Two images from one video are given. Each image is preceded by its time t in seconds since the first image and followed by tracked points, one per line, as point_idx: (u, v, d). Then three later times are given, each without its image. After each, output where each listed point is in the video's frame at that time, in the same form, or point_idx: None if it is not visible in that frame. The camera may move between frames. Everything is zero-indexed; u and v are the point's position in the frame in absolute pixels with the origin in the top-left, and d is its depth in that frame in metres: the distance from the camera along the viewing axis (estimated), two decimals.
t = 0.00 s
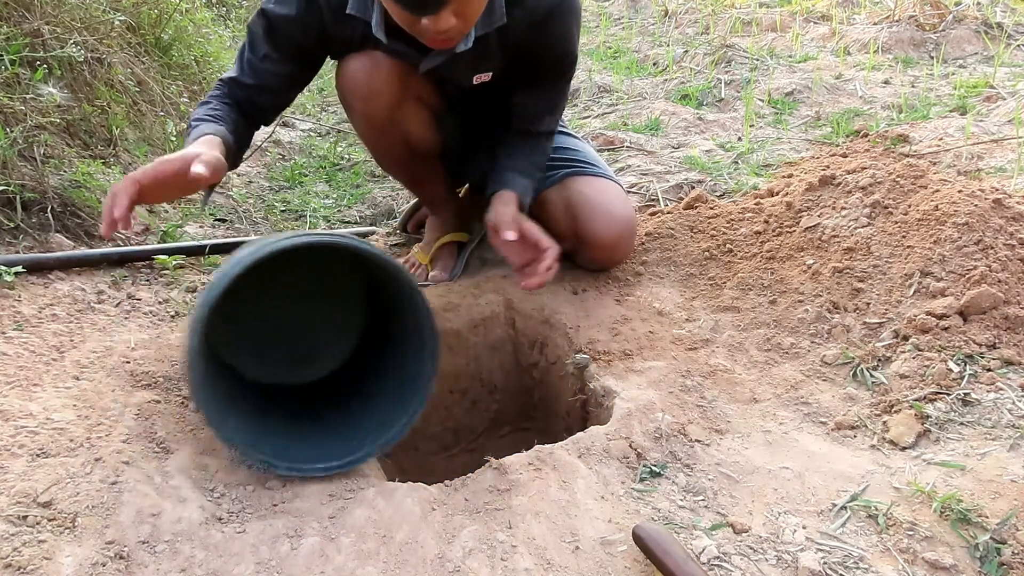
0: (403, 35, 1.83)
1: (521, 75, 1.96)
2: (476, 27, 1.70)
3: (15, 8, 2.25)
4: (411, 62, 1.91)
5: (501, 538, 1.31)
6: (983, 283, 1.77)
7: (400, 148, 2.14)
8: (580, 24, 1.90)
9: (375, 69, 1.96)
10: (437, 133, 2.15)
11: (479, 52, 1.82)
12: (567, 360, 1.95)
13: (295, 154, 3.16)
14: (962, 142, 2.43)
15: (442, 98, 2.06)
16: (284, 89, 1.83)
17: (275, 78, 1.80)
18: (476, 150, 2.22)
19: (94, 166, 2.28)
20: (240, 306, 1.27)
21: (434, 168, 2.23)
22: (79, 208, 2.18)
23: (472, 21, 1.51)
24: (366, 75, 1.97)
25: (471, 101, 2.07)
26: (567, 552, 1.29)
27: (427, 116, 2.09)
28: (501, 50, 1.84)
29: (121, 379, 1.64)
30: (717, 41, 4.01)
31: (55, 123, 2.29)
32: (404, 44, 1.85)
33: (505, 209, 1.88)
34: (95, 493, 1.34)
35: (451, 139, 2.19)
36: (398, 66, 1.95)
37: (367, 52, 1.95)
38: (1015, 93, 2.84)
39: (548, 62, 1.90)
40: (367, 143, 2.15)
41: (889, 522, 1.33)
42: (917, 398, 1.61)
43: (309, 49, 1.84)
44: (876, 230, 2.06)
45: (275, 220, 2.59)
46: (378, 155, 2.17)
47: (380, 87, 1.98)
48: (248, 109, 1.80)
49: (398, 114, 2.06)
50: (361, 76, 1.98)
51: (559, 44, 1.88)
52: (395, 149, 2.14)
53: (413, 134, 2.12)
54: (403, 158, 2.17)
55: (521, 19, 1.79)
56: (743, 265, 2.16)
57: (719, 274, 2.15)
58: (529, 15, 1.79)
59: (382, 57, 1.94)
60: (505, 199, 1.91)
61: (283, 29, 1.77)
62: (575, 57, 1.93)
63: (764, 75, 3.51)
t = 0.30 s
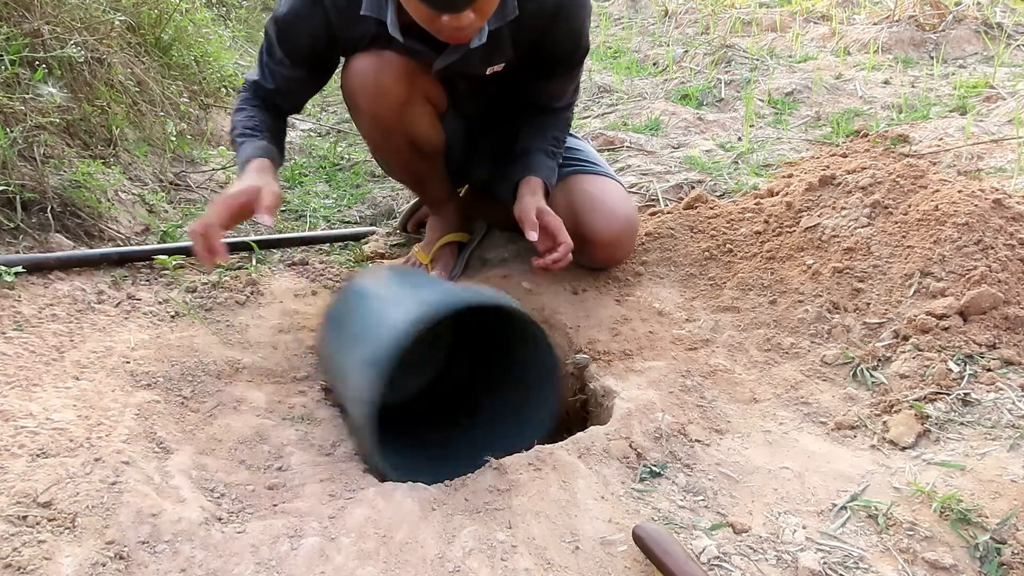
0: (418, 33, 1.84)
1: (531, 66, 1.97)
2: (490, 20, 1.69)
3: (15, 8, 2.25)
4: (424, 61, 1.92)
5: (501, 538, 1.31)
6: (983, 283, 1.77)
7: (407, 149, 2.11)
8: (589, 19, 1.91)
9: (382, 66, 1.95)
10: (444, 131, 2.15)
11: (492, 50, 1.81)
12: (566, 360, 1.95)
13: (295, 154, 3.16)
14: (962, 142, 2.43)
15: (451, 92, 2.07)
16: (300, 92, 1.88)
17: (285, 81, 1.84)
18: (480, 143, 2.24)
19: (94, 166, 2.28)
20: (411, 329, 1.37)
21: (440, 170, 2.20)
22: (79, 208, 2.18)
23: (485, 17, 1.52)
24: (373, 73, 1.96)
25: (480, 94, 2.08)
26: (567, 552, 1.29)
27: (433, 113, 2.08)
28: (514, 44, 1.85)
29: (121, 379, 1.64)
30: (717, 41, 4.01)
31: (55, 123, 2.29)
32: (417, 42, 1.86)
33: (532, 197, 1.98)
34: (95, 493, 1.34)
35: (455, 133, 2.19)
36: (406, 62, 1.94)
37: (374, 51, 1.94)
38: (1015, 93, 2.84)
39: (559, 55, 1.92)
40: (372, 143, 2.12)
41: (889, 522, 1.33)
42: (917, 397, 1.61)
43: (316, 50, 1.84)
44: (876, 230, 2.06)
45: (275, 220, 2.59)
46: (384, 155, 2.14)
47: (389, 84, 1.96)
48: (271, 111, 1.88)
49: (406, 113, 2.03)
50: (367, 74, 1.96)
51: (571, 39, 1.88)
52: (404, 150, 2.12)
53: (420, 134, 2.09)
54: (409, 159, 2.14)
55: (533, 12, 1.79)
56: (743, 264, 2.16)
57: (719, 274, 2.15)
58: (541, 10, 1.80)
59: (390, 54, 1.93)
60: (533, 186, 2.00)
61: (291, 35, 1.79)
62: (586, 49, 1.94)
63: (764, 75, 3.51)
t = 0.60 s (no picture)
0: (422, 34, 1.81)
1: (534, 69, 1.95)
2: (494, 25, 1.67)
3: (15, 7, 2.25)
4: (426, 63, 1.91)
5: (501, 538, 1.31)
6: (983, 283, 1.77)
7: (408, 147, 2.11)
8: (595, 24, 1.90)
9: (385, 65, 1.93)
10: (447, 132, 2.14)
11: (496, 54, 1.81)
12: (566, 360, 1.95)
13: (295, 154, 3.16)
14: (962, 142, 2.43)
15: (455, 94, 2.06)
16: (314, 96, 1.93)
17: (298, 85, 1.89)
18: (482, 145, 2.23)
19: (94, 166, 2.28)
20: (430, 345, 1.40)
21: (441, 170, 2.20)
22: (79, 208, 2.18)
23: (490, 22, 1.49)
24: (376, 72, 1.94)
25: (484, 96, 2.07)
26: (567, 552, 1.29)
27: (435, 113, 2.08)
28: (517, 47, 1.84)
29: (121, 379, 1.64)
30: (717, 41, 4.01)
31: (55, 123, 2.29)
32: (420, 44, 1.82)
33: (535, 204, 1.99)
34: (95, 493, 1.34)
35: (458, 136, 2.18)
36: (410, 62, 1.93)
37: (378, 50, 1.92)
38: (1015, 93, 2.84)
39: (565, 62, 1.91)
40: (372, 139, 2.12)
41: (889, 522, 1.33)
42: (917, 398, 1.61)
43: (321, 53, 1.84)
44: (876, 230, 2.05)
45: (275, 220, 2.59)
46: (384, 153, 2.13)
47: (393, 83, 1.95)
48: (289, 112, 1.96)
49: (408, 112, 2.03)
50: (371, 74, 1.94)
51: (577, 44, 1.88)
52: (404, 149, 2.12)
53: (422, 132, 2.09)
54: (410, 157, 2.14)
55: (538, 17, 1.79)
56: (743, 265, 2.16)
57: (719, 274, 2.15)
58: (547, 15, 1.79)
59: (394, 54, 1.92)
60: (535, 194, 2.01)
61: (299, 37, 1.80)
62: (590, 52, 1.92)
63: (764, 75, 3.51)
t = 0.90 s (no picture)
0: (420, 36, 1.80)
1: (534, 66, 1.94)
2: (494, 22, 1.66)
3: (15, 8, 2.25)
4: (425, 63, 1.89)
5: (501, 538, 1.31)
6: (983, 283, 1.77)
7: (408, 145, 2.10)
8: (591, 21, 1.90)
9: (388, 65, 1.89)
10: (446, 130, 2.14)
11: (495, 54, 1.80)
12: (566, 360, 1.95)
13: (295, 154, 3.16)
14: (962, 142, 2.43)
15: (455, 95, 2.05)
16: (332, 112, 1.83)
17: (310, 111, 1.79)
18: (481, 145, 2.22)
19: (94, 166, 2.28)
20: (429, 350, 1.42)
21: (439, 166, 2.20)
22: (79, 208, 2.17)
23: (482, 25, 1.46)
24: (378, 72, 1.89)
25: (483, 96, 2.06)
26: (567, 552, 1.29)
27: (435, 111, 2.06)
28: (516, 46, 1.84)
29: (121, 379, 1.64)
30: (717, 41, 4.01)
31: (55, 123, 2.29)
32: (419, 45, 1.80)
33: (523, 211, 1.98)
34: (95, 493, 1.34)
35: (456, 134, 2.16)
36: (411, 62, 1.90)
37: (379, 49, 1.86)
38: (1015, 93, 2.84)
39: (562, 59, 1.91)
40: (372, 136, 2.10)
41: (889, 522, 1.33)
42: (917, 398, 1.61)
43: (332, 62, 1.79)
44: (876, 230, 2.05)
45: (275, 220, 2.59)
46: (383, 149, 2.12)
47: (394, 83, 1.93)
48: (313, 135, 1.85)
49: (409, 110, 2.01)
50: (373, 74, 1.89)
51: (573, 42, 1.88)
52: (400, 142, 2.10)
53: (422, 130, 2.08)
54: (409, 155, 2.13)
55: (535, 15, 1.78)
56: (743, 265, 2.16)
57: (719, 274, 2.15)
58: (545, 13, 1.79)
59: (396, 54, 1.87)
60: (525, 201, 2.00)
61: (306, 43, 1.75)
62: (587, 48, 1.93)
63: (764, 75, 3.51)
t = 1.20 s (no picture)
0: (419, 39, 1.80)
1: (532, 64, 1.95)
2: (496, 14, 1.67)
3: (15, 8, 2.26)
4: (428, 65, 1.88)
5: (501, 538, 1.31)
6: (983, 283, 1.77)
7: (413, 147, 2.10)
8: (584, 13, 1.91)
9: (395, 70, 1.89)
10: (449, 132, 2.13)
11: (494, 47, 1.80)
12: (566, 360, 1.95)
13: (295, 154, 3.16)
14: (962, 142, 2.43)
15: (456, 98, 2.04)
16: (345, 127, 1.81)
17: (314, 120, 1.78)
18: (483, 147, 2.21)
19: (94, 166, 2.28)
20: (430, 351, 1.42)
21: (441, 166, 2.21)
22: (79, 208, 2.17)
23: (480, 19, 1.45)
24: (385, 76, 1.89)
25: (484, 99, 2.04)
26: (567, 552, 1.29)
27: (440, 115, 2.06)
28: (514, 40, 1.83)
29: (121, 379, 1.64)
30: (717, 41, 4.01)
31: (55, 123, 2.29)
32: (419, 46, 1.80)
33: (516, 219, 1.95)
34: (95, 493, 1.34)
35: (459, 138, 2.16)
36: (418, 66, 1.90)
37: (385, 54, 1.87)
38: (1015, 93, 2.84)
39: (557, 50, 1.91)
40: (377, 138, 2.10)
41: (889, 522, 1.33)
42: (917, 398, 1.61)
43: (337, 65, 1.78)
44: (876, 230, 2.05)
45: (275, 220, 2.59)
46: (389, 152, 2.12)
47: (401, 88, 1.92)
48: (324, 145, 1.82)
49: (415, 114, 2.01)
50: (381, 79, 1.90)
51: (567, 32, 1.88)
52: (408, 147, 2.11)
53: (427, 132, 2.08)
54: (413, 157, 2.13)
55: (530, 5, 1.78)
56: (743, 265, 2.16)
57: (719, 274, 2.15)
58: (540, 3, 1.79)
59: (402, 59, 1.87)
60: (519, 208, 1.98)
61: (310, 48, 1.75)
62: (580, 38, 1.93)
63: (765, 75, 3.51)
